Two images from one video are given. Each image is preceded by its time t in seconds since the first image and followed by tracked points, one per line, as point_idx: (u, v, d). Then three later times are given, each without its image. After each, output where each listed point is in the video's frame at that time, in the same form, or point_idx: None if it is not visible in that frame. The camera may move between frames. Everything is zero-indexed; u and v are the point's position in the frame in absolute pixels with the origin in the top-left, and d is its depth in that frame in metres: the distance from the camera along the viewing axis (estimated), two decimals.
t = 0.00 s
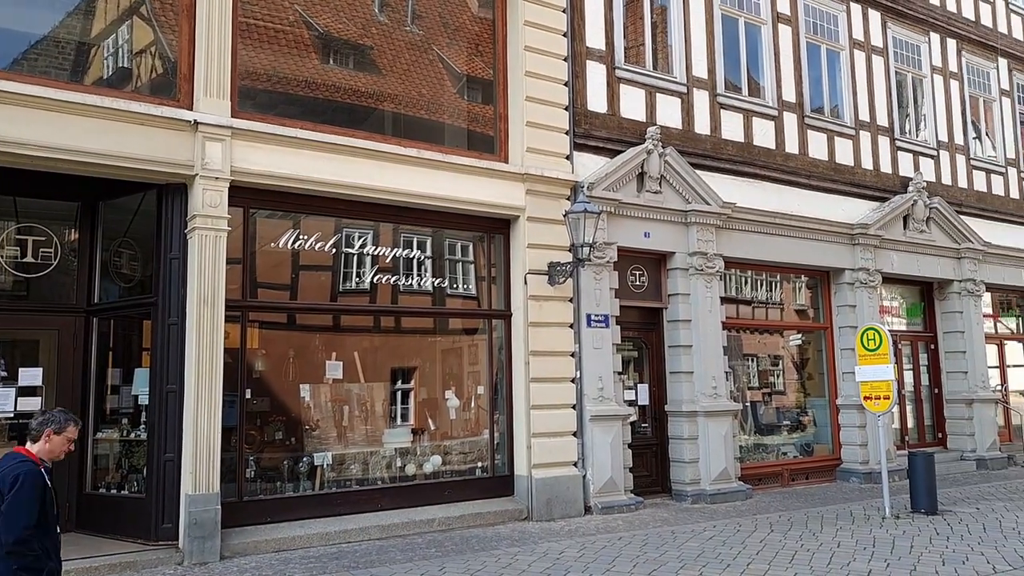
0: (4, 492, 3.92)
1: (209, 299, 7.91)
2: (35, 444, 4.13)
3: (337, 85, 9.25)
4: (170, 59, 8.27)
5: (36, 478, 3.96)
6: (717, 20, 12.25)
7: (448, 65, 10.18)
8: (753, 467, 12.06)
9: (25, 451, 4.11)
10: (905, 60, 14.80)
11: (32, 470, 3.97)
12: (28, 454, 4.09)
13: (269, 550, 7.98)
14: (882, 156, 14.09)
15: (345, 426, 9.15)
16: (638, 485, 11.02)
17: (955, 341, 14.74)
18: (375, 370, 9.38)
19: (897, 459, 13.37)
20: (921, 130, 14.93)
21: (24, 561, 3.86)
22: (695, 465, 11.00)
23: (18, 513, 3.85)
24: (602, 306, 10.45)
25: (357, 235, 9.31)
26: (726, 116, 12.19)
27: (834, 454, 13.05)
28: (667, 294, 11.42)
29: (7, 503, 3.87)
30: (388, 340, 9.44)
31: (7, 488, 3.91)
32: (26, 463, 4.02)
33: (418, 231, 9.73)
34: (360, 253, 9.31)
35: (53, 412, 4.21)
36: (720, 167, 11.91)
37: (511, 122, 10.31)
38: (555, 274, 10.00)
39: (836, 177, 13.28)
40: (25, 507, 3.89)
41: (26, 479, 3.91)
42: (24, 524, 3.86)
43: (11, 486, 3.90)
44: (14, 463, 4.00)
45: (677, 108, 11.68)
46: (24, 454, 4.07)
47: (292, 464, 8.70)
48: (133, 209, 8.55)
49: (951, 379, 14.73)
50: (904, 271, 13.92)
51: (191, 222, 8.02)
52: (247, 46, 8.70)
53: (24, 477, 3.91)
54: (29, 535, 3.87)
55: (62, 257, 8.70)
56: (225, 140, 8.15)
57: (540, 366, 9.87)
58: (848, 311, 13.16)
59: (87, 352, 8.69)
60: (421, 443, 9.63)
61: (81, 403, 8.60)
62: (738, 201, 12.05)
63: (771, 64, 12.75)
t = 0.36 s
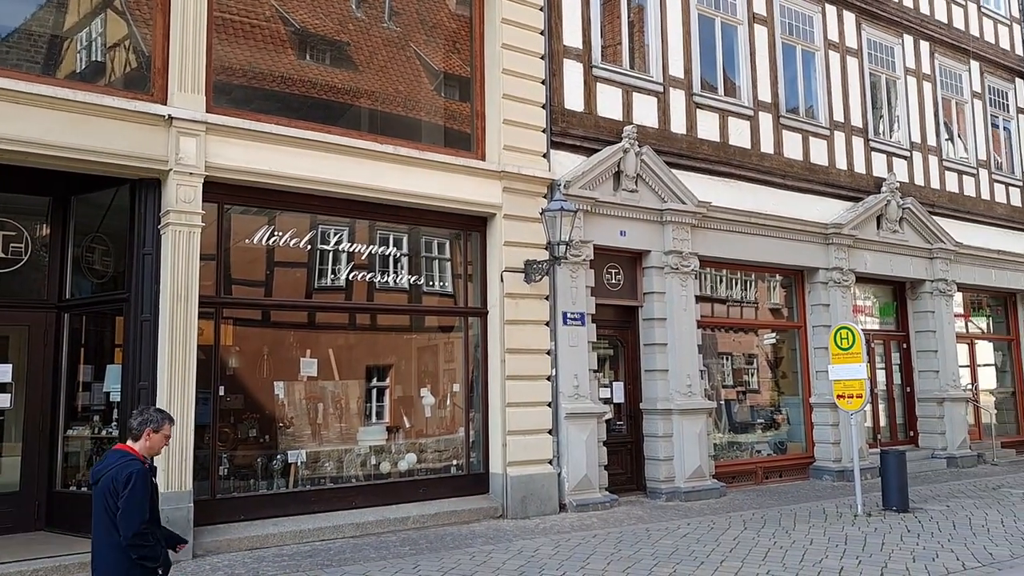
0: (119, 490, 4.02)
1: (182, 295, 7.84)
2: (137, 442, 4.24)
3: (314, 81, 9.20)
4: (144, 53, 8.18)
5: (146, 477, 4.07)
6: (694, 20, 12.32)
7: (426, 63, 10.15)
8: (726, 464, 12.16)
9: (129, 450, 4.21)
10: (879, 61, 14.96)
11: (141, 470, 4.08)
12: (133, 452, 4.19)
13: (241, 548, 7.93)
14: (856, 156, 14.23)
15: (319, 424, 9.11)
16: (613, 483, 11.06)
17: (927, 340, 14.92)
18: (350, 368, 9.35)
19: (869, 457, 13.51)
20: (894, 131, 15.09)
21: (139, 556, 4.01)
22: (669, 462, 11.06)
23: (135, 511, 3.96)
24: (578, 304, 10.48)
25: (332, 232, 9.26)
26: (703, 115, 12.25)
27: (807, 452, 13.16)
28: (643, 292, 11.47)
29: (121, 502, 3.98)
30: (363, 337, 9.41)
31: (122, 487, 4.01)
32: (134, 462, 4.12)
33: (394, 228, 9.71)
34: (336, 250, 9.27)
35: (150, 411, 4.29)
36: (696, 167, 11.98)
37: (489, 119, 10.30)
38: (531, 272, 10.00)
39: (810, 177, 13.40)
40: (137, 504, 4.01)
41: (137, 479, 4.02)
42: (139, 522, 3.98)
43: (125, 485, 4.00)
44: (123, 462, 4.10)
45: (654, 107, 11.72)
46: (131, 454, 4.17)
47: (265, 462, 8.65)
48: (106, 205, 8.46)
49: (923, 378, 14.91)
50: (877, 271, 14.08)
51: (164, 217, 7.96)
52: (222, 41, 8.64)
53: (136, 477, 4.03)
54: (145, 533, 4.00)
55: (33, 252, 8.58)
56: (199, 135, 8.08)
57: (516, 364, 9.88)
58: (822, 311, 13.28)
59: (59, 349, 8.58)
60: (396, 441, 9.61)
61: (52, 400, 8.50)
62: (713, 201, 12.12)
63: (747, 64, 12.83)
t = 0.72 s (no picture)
0: (207, 478, 4.49)
1: (164, 294, 7.78)
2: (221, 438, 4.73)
3: (298, 80, 9.16)
4: (127, 50, 8.12)
5: (231, 468, 4.55)
6: (678, 22, 12.36)
7: (411, 62, 10.13)
8: (710, 464, 12.21)
9: (212, 444, 4.70)
10: (861, 64, 15.07)
11: (226, 461, 4.56)
12: (216, 446, 4.68)
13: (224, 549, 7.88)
14: (839, 158, 14.33)
15: (302, 424, 9.07)
16: (597, 483, 11.08)
17: (908, 341, 15.05)
18: (334, 368, 9.31)
19: (851, 457, 13.62)
20: (876, 133, 15.21)
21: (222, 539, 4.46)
22: (653, 462, 11.09)
23: (222, 497, 4.43)
24: (563, 304, 10.49)
25: (317, 231, 9.22)
26: (687, 116, 12.30)
27: (789, 452, 13.24)
28: (627, 293, 11.50)
29: (209, 488, 4.45)
30: (347, 337, 9.38)
31: (210, 475, 4.49)
32: (219, 454, 4.60)
33: (379, 228, 9.68)
34: (320, 249, 9.23)
35: (233, 412, 4.80)
36: (680, 168, 12.02)
37: (474, 119, 10.29)
38: (516, 272, 10.01)
39: (794, 179, 13.48)
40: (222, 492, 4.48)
41: (224, 469, 4.50)
42: (225, 508, 4.45)
43: (213, 474, 4.48)
44: (208, 453, 4.58)
45: (639, 108, 11.76)
46: (215, 447, 4.66)
47: (248, 462, 8.60)
48: (87, 203, 8.38)
49: (904, 378, 15.04)
50: (859, 272, 14.18)
51: (146, 216, 7.89)
52: (205, 39, 8.59)
53: (222, 467, 4.51)
54: (229, 518, 4.46)
55: (12, 251, 8.51)
56: (182, 133, 8.03)
57: (500, 364, 9.88)
58: (805, 311, 13.36)
59: (38, 348, 8.51)
60: (380, 441, 9.59)
61: (31, 399, 8.42)
62: (697, 201, 12.17)
63: (731, 65, 12.89)
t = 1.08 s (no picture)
0: (281, 464, 4.64)
1: (143, 294, 7.71)
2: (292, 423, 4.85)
3: (279, 78, 9.11)
4: (106, 46, 8.03)
5: (303, 453, 4.70)
6: (660, 24, 12.41)
7: (394, 61, 10.09)
8: (690, 464, 12.27)
9: (284, 430, 4.83)
10: (841, 66, 15.20)
11: (298, 447, 4.69)
12: (287, 432, 4.80)
13: (202, 551, 7.82)
14: (819, 160, 14.44)
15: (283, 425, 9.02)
16: (578, 482, 11.10)
17: (886, 341, 15.19)
18: (315, 368, 9.26)
19: (830, 456, 13.73)
20: (856, 136, 15.34)
21: (300, 521, 4.64)
22: (634, 462, 11.13)
23: (297, 482, 4.58)
24: (545, 304, 10.50)
25: (298, 230, 9.17)
26: (668, 118, 12.35)
27: (769, 451, 13.32)
28: (609, 293, 11.53)
29: (283, 473, 4.60)
30: (328, 337, 9.34)
31: (284, 460, 4.63)
32: (291, 440, 4.74)
33: (361, 228, 9.64)
34: (301, 249, 9.18)
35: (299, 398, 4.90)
36: (662, 169, 12.07)
37: (456, 119, 10.27)
38: (498, 272, 10.01)
39: (774, 180, 13.57)
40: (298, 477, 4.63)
41: (297, 455, 4.64)
42: (301, 492, 4.60)
43: (287, 459, 4.63)
44: (281, 440, 4.72)
45: (621, 109, 11.79)
46: (287, 433, 4.79)
47: (227, 463, 8.54)
48: (64, 201, 8.28)
49: (883, 378, 15.19)
50: (838, 273, 14.30)
51: (125, 215, 7.82)
52: (185, 36, 8.52)
53: (296, 453, 4.65)
54: (305, 502, 4.62)
55: None
56: (162, 131, 7.96)
57: (482, 364, 9.87)
58: (784, 312, 13.45)
59: (14, 348, 8.42)
60: (362, 441, 9.55)
61: (7, 400, 8.33)
62: (679, 202, 12.23)
63: (713, 67, 12.95)
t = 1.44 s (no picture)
0: (353, 463, 4.98)
1: (121, 294, 7.64)
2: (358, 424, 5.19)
3: (261, 77, 9.06)
4: (84, 43, 7.95)
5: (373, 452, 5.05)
6: (643, 25, 12.45)
7: (376, 61, 10.06)
8: (671, 463, 12.32)
9: (351, 429, 5.17)
10: (821, 69, 15.32)
11: (367, 447, 5.04)
12: (356, 432, 5.15)
13: (181, 552, 7.76)
14: (799, 161, 14.54)
15: (263, 425, 8.97)
16: (559, 482, 11.11)
17: (865, 342, 15.34)
18: (295, 368, 9.21)
19: (809, 456, 13.84)
20: (836, 138, 15.46)
21: (372, 514, 5.00)
22: (615, 462, 11.17)
23: (369, 480, 4.93)
24: (527, 305, 10.52)
25: (278, 229, 9.12)
26: (650, 119, 12.39)
27: (749, 451, 13.41)
28: (590, 293, 11.57)
29: (357, 472, 4.95)
30: (309, 337, 9.29)
31: (356, 460, 4.98)
32: (361, 440, 5.09)
33: (343, 227, 9.61)
34: (282, 248, 9.13)
35: (364, 401, 5.23)
36: (643, 170, 12.12)
37: (438, 119, 10.25)
38: (480, 271, 10.02)
39: (755, 182, 13.65)
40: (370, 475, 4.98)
41: (368, 454, 4.99)
42: (372, 489, 4.95)
43: (358, 458, 4.97)
44: (351, 440, 5.07)
45: (603, 110, 11.82)
46: (356, 432, 5.13)
47: (207, 463, 8.48)
48: (41, 199, 8.19)
49: (861, 378, 15.33)
50: (818, 274, 14.41)
51: (103, 213, 7.74)
52: (165, 34, 8.45)
53: (366, 452, 5.00)
54: (376, 497, 4.98)
55: None
56: (141, 129, 7.89)
57: (464, 364, 9.86)
58: (764, 312, 13.54)
59: None
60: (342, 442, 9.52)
61: None
62: (660, 203, 12.28)
63: (695, 69, 13.01)
